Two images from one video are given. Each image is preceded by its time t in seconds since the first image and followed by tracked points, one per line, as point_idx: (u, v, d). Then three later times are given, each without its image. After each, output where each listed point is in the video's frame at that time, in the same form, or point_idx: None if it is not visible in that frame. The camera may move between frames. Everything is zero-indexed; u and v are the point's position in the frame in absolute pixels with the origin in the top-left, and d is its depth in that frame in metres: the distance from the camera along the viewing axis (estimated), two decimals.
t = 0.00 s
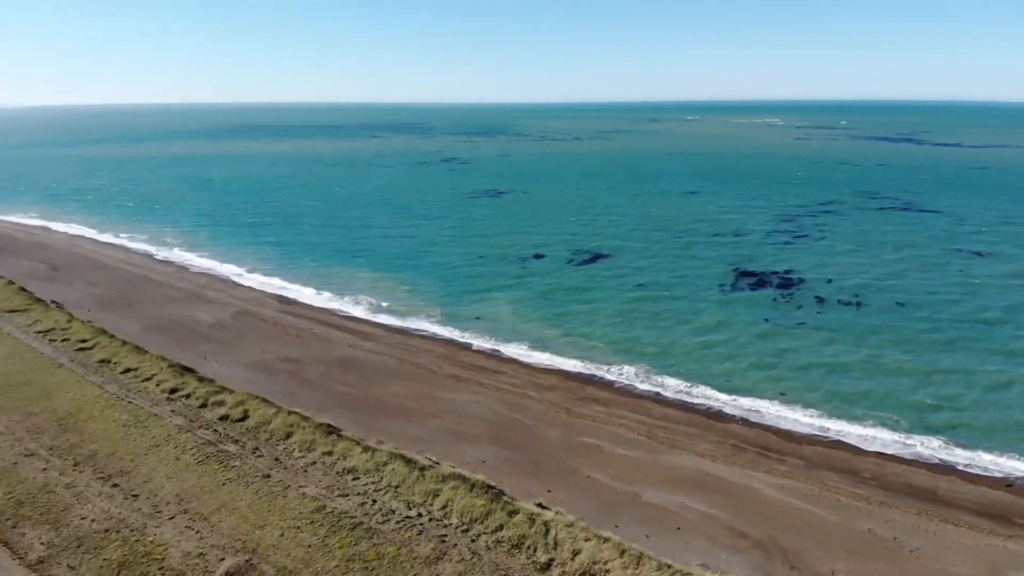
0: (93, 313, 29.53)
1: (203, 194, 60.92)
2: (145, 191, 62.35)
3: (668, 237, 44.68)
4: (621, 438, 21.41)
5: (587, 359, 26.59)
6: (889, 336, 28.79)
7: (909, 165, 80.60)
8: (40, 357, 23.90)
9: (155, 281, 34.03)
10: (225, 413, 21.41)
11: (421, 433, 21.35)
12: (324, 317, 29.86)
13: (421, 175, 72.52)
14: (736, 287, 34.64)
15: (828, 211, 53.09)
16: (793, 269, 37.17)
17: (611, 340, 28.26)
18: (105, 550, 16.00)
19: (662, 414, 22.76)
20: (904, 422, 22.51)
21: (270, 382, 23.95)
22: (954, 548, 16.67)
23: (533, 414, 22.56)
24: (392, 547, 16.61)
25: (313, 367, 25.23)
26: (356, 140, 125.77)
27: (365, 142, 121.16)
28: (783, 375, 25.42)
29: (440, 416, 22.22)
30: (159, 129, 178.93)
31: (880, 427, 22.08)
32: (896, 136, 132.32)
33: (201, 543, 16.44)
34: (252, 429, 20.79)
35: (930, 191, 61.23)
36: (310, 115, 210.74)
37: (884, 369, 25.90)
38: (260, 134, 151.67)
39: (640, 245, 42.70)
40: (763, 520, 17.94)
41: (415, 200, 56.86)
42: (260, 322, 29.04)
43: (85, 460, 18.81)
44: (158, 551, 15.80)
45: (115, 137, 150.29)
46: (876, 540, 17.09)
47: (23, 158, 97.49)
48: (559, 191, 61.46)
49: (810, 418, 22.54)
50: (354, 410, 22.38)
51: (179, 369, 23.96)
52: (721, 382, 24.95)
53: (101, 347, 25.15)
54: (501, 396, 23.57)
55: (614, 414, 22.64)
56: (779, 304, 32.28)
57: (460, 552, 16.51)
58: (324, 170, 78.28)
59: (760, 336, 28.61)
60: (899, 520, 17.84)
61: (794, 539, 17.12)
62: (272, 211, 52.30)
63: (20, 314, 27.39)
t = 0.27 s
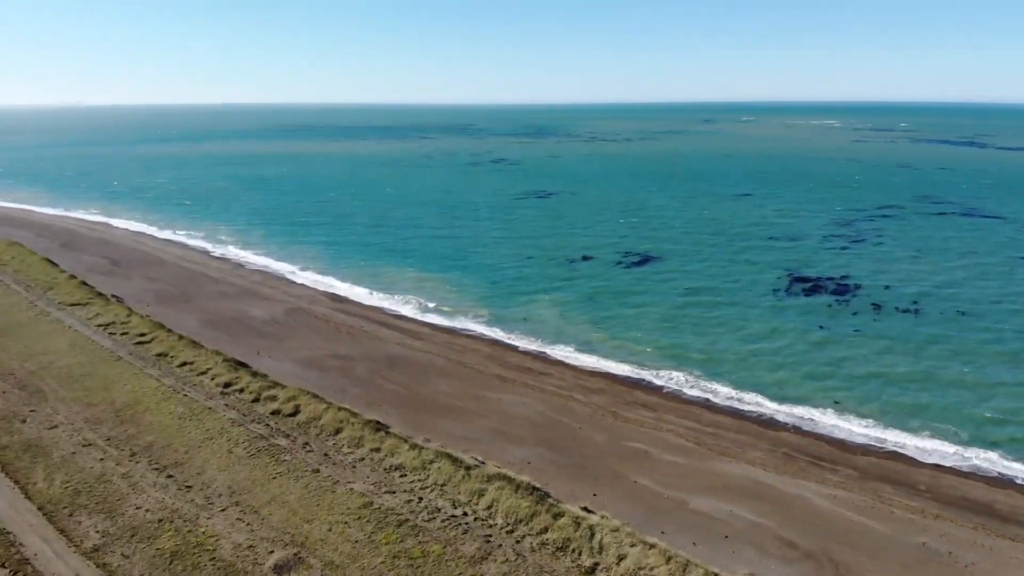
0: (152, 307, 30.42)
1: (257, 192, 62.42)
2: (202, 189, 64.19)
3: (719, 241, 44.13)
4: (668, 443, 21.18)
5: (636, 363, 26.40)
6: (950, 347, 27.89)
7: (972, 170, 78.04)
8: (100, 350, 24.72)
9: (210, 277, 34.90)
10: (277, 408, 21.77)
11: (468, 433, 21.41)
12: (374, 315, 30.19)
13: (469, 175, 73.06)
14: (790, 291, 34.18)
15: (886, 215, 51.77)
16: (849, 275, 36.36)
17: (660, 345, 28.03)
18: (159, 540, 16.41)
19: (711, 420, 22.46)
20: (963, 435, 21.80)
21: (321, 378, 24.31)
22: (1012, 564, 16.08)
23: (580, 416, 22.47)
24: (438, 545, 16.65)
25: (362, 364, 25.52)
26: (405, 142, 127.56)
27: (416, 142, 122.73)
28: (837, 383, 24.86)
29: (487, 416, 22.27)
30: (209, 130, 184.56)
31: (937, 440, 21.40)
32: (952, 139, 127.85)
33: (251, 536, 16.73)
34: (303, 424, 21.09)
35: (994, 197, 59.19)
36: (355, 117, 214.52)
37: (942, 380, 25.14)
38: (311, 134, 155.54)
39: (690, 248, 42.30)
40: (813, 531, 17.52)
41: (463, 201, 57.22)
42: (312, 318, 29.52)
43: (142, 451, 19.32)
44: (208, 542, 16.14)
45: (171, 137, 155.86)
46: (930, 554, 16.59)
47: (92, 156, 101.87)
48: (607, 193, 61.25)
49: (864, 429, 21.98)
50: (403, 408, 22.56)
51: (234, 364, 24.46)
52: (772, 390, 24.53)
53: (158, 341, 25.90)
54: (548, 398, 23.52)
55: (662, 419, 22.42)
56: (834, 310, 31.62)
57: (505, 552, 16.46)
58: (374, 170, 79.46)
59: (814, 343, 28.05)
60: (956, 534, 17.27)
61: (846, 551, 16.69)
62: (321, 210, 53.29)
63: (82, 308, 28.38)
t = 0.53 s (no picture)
0: (201, 303, 31.14)
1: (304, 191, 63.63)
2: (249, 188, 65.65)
3: (766, 245, 43.51)
4: (710, 449, 20.93)
5: (680, 367, 26.14)
6: (1008, 357, 27.01)
7: None
8: (151, 344, 25.38)
9: (256, 275, 35.57)
10: (321, 404, 22.03)
11: (509, 433, 21.42)
12: (417, 314, 30.42)
13: (512, 176, 73.33)
14: (839, 296, 33.71)
15: (940, 221, 50.42)
16: (901, 282, 35.57)
17: (705, 349, 27.73)
18: (204, 532, 16.74)
19: (755, 426, 22.16)
20: (1017, 447, 21.12)
21: (365, 375, 24.56)
22: None
23: (621, 420, 22.35)
24: (477, 545, 16.66)
25: (405, 363, 25.74)
26: (447, 142, 128.67)
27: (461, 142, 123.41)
28: (887, 392, 24.30)
29: (529, 417, 22.28)
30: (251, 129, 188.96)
31: (989, 452, 20.77)
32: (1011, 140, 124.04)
33: (293, 530, 16.97)
34: (346, 420, 21.31)
35: None
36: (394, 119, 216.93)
37: (998, 392, 24.36)
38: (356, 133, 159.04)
39: (736, 251, 41.81)
40: (858, 541, 17.13)
41: (505, 202, 57.33)
42: (357, 317, 29.87)
43: (189, 444, 19.73)
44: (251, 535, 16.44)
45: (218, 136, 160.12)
46: (979, 567, 16.12)
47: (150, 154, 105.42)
48: (650, 195, 60.80)
49: (913, 439, 21.42)
50: (444, 407, 22.67)
51: (280, 360, 24.85)
52: (818, 397, 24.09)
53: (207, 336, 26.48)
54: (590, 400, 23.45)
55: (705, 424, 22.18)
56: (884, 318, 30.95)
57: (544, 554, 16.39)
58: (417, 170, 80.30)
59: (863, 351, 27.48)
60: (1006, 547, 16.76)
61: (892, 563, 16.28)
62: (363, 210, 53.97)
63: (134, 303, 29.16)
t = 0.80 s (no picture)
0: (261, 299, 31.94)
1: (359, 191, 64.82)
2: (306, 188, 67.20)
3: (826, 250, 42.49)
4: (765, 458, 20.54)
5: (736, 374, 25.74)
6: None
7: None
8: (213, 338, 26.11)
9: (311, 272, 36.31)
10: (375, 400, 22.31)
11: (561, 436, 21.39)
12: (471, 314, 30.58)
13: (563, 177, 73.31)
14: (903, 304, 32.87)
15: (1012, 228, 48.42)
16: (968, 291, 34.32)
17: (762, 355, 27.26)
18: (260, 524, 17.12)
19: (813, 435, 21.69)
20: None
21: (419, 373, 24.81)
22: None
23: (675, 426, 22.13)
24: (526, 545, 16.62)
25: (457, 362, 25.92)
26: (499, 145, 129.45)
27: (514, 143, 123.71)
28: (953, 405, 23.50)
29: (581, 420, 22.22)
30: (301, 131, 194.06)
31: None
32: None
33: (346, 524, 17.22)
34: (399, 417, 21.53)
35: None
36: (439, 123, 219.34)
37: None
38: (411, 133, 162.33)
39: (794, 257, 40.93)
40: (918, 556, 16.60)
41: (556, 204, 57.35)
42: (411, 316, 30.19)
43: (247, 436, 20.18)
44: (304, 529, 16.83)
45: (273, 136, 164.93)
46: None
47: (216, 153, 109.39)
48: (703, 198, 60.02)
49: (979, 454, 20.64)
50: (497, 407, 22.74)
51: (336, 356, 25.25)
52: (880, 408, 23.42)
53: (266, 331, 27.11)
54: (643, 405, 23.28)
55: (761, 432, 21.80)
56: (951, 328, 29.91)
57: (594, 558, 16.27)
58: (468, 171, 81.00)
59: (929, 362, 26.62)
60: None
61: None
62: (414, 210, 54.75)
63: (197, 298, 30.07)
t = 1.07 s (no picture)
0: (312, 296, 32.54)
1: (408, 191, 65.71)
2: (356, 187, 68.46)
3: (883, 256, 41.46)
4: (816, 468, 20.11)
5: (787, 381, 25.27)
6: None
7: None
8: (266, 334, 26.65)
9: (360, 271, 36.83)
10: (422, 398, 22.48)
11: (608, 439, 21.27)
12: (517, 315, 30.68)
13: (611, 179, 73.09)
14: (962, 313, 31.94)
15: None
16: None
17: (814, 363, 26.72)
18: (308, 518, 17.39)
19: (867, 445, 21.15)
20: None
21: (466, 373, 24.97)
22: None
23: (724, 432, 21.83)
24: (571, 548, 16.52)
25: (504, 362, 26.02)
26: (544, 146, 128.99)
27: (561, 145, 123.91)
28: (1019, 420, 22.60)
29: (628, 424, 22.07)
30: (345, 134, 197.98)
31: None
32: None
33: (392, 520, 17.36)
34: (445, 416, 21.65)
35: None
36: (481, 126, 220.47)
37: None
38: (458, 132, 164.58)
39: (848, 263, 40.04)
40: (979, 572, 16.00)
41: (601, 205, 57.21)
42: (458, 315, 30.42)
43: (297, 431, 20.53)
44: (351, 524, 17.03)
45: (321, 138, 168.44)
46: None
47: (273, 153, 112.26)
48: (755, 201, 59.01)
49: None
50: (543, 409, 22.76)
51: (384, 353, 25.52)
52: (939, 420, 22.71)
53: (318, 328, 27.55)
54: (691, 410, 23.02)
55: (812, 441, 21.35)
56: (1014, 339, 28.83)
57: (639, 563, 16.07)
58: (515, 172, 81.39)
59: (992, 373, 25.69)
60: None
61: None
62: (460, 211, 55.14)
63: (251, 294, 30.75)
